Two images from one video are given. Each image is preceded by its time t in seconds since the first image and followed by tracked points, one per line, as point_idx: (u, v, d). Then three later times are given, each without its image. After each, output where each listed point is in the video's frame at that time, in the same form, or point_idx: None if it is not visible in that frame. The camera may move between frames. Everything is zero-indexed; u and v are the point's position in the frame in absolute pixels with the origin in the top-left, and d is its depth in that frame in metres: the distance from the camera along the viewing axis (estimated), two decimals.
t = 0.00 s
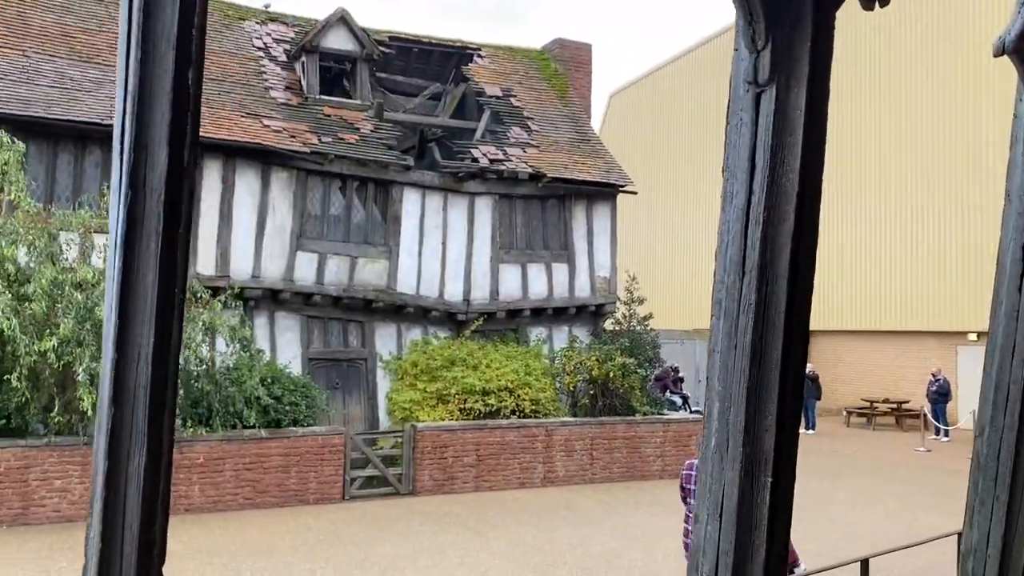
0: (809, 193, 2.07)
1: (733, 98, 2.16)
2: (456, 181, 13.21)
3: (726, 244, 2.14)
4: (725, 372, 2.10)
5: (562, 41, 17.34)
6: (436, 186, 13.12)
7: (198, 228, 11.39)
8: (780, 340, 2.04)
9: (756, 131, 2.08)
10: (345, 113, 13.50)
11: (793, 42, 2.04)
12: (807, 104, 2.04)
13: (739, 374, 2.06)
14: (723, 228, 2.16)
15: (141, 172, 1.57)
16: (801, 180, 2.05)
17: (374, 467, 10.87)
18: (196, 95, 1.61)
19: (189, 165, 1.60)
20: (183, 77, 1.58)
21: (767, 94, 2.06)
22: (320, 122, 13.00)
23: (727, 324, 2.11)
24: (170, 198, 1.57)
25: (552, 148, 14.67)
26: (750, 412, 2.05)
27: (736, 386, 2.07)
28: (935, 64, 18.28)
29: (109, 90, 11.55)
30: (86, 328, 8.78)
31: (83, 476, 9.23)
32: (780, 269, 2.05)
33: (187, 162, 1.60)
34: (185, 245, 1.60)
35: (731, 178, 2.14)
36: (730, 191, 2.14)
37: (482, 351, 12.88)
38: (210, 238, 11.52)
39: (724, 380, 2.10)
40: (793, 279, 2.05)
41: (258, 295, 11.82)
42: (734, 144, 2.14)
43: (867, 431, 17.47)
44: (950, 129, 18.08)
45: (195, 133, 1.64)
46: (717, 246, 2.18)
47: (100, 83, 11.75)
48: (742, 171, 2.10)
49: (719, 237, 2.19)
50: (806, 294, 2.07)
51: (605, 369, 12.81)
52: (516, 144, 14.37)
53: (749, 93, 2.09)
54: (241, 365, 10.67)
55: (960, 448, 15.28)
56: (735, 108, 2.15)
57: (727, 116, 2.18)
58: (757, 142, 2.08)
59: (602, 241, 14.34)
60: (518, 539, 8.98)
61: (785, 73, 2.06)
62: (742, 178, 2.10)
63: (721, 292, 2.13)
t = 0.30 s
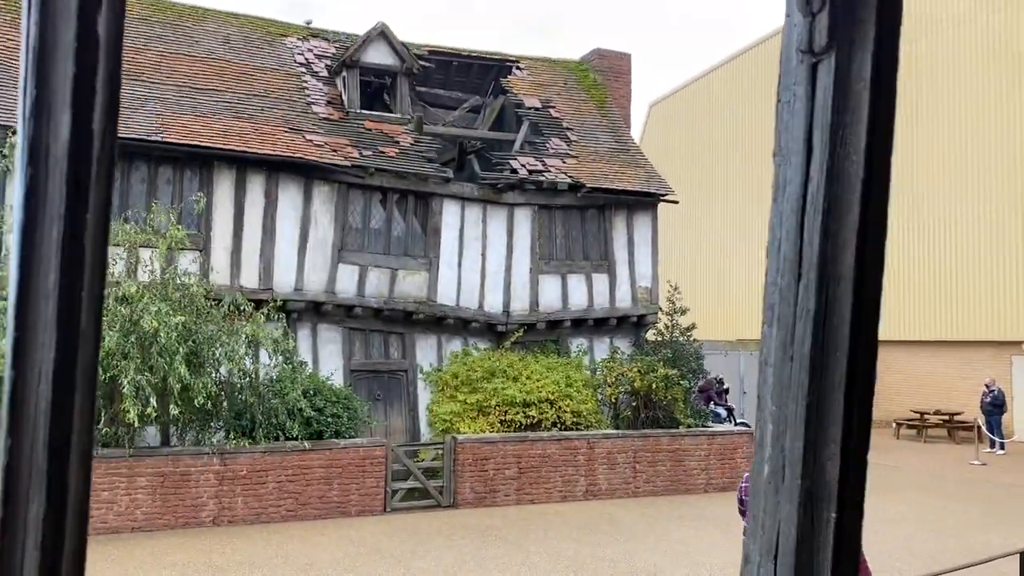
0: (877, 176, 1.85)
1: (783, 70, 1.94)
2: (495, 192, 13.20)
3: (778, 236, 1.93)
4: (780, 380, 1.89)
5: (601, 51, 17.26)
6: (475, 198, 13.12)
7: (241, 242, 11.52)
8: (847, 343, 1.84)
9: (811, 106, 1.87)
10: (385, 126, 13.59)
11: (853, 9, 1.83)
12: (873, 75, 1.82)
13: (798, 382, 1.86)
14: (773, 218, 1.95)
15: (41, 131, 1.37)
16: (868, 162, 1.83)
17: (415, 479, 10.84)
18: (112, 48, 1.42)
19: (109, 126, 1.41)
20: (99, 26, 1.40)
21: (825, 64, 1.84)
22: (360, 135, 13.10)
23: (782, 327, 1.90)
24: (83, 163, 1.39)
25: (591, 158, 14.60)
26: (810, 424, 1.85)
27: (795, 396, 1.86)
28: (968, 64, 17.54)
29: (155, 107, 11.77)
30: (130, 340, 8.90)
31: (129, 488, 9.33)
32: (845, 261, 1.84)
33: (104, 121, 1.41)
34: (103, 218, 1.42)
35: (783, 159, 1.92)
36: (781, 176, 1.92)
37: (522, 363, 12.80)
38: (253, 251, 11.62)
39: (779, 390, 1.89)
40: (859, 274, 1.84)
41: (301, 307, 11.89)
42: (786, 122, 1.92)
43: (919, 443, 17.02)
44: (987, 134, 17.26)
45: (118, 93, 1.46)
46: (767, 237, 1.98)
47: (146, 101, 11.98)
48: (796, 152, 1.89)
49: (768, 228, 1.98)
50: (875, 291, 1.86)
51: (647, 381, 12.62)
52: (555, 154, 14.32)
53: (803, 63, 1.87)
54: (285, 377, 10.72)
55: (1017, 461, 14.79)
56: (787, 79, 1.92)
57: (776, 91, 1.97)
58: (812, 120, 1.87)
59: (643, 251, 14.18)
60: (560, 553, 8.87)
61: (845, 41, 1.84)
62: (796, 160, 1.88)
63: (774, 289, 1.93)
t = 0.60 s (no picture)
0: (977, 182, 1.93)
1: (865, 84, 2.03)
2: (539, 204, 13.11)
3: (863, 247, 2.03)
4: (870, 386, 1.99)
5: (646, 60, 17.10)
6: (518, 210, 13.06)
7: (287, 257, 11.58)
8: (948, 348, 1.92)
9: (901, 117, 1.96)
10: (429, 140, 13.61)
11: (950, 18, 1.92)
12: (976, 85, 1.91)
13: (893, 387, 1.95)
14: (857, 230, 2.04)
15: None
16: (971, 170, 1.92)
17: (460, 494, 10.76)
18: (9, 60, 1.72)
19: (10, 130, 1.71)
20: None
21: (917, 79, 1.94)
22: (405, 149, 13.13)
23: (876, 334, 1.98)
24: (1, 148, 1.70)
25: (636, 168, 14.44)
26: (907, 428, 1.95)
27: (890, 400, 1.96)
28: None
29: (202, 124, 11.95)
30: (178, 355, 8.98)
31: (177, 503, 9.41)
32: (946, 267, 1.92)
33: (3, 127, 1.70)
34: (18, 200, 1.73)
35: (868, 175, 2.01)
36: (867, 188, 2.01)
37: (568, 376, 12.65)
38: (299, 266, 11.66)
39: (870, 395, 1.99)
40: (964, 272, 1.93)
41: (346, 321, 11.88)
42: (867, 139, 2.02)
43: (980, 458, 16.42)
44: None
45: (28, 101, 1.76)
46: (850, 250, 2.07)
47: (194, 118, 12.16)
48: (884, 163, 1.98)
49: (852, 239, 2.07)
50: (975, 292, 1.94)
51: (696, 395, 12.34)
52: (600, 165, 14.18)
53: (891, 72, 1.97)
54: (331, 394, 10.72)
55: None
56: (871, 90, 2.02)
57: (855, 106, 2.05)
58: (903, 128, 1.96)
59: (690, 262, 13.95)
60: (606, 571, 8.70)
61: (940, 52, 1.92)
62: (883, 172, 1.98)
63: (858, 299, 2.02)
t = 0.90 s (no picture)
0: None
1: (921, 110, 1.53)
2: (583, 215, 13.04)
3: (917, 284, 1.50)
4: (929, 438, 1.45)
5: (692, 67, 16.92)
6: (562, 221, 12.99)
7: (334, 270, 11.67)
8: None
9: (960, 148, 1.45)
10: (473, 152, 13.65)
11: None
12: None
13: (956, 443, 1.41)
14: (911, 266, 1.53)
15: None
16: None
17: (507, 507, 10.70)
18: None
19: None
20: None
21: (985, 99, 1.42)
22: (449, 161, 13.19)
23: (934, 384, 1.45)
24: None
25: (682, 176, 14.30)
26: (975, 492, 1.40)
27: (954, 459, 1.42)
28: None
29: (251, 140, 12.14)
30: (228, 368, 9.09)
31: (229, 514, 9.53)
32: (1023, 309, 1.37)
33: None
34: None
35: (922, 206, 1.50)
36: (921, 216, 1.50)
37: (615, 388, 12.55)
38: (347, 279, 11.76)
39: (929, 449, 1.45)
40: None
41: (392, 333, 11.96)
42: (923, 170, 1.51)
43: None
44: None
45: None
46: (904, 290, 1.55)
47: (242, 135, 12.37)
48: (940, 189, 1.46)
49: (907, 277, 1.55)
50: None
51: (746, 407, 12.13)
52: (645, 174, 14.07)
53: (948, 98, 1.47)
54: (378, 403, 10.56)
55: None
56: (926, 120, 1.52)
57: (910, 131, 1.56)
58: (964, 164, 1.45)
59: (739, 271, 13.77)
60: None
61: (1005, 70, 1.42)
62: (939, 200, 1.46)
63: (915, 342, 1.50)
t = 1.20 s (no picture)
0: None
1: (913, 131, 1.58)
2: (622, 222, 12.96)
3: (911, 315, 1.56)
4: (924, 472, 1.50)
5: (732, 72, 16.76)
6: (601, 228, 12.92)
7: (374, 280, 11.76)
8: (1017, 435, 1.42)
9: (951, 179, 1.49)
10: (511, 161, 13.67)
11: (1011, 51, 1.46)
12: None
13: (950, 476, 1.46)
14: (904, 294, 1.58)
15: None
16: None
17: (548, 517, 10.65)
18: None
19: None
20: None
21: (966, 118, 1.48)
22: (487, 171, 13.23)
23: (929, 415, 1.50)
24: None
25: (723, 182, 14.15)
26: (968, 526, 1.44)
27: (947, 493, 1.46)
28: None
29: (292, 153, 12.32)
30: (270, 378, 9.18)
31: (272, 523, 9.63)
32: (1011, 344, 1.43)
33: None
34: None
35: (916, 232, 1.55)
36: (915, 243, 1.56)
37: (656, 397, 12.44)
38: (387, 289, 11.84)
39: (924, 483, 1.50)
40: None
41: (431, 342, 12.01)
42: (916, 193, 1.56)
43: None
44: None
45: None
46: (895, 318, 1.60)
47: (284, 147, 12.55)
48: (932, 218, 1.51)
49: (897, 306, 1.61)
50: None
51: (790, 415, 11.94)
52: (685, 180, 13.95)
53: (940, 120, 1.51)
54: (418, 412, 10.54)
55: None
56: (918, 146, 1.57)
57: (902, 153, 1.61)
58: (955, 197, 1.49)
59: (782, 277, 13.56)
60: None
61: (994, 94, 1.47)
62: (932, 230, 1.51)
63: (908, 372, 1.55)
